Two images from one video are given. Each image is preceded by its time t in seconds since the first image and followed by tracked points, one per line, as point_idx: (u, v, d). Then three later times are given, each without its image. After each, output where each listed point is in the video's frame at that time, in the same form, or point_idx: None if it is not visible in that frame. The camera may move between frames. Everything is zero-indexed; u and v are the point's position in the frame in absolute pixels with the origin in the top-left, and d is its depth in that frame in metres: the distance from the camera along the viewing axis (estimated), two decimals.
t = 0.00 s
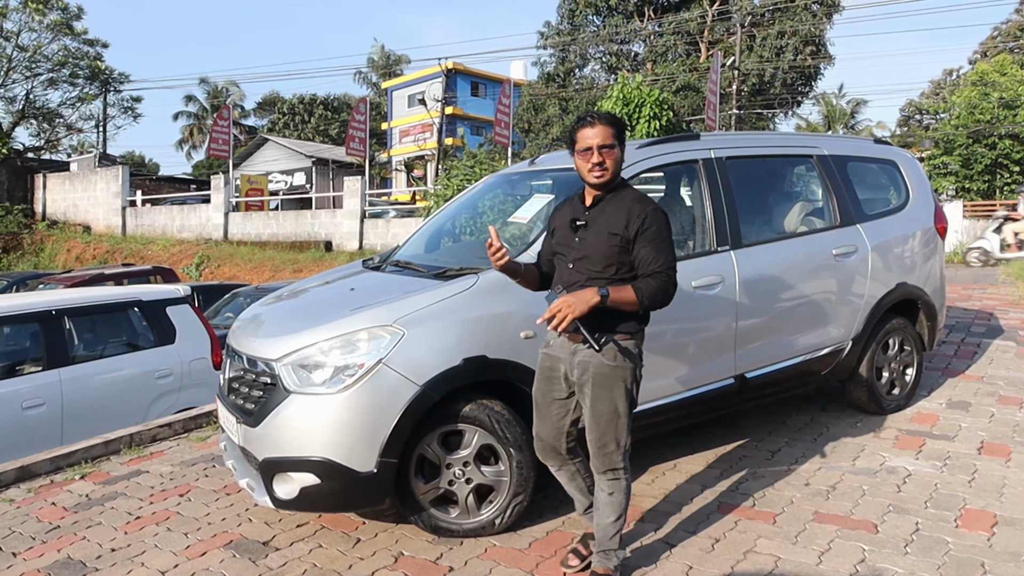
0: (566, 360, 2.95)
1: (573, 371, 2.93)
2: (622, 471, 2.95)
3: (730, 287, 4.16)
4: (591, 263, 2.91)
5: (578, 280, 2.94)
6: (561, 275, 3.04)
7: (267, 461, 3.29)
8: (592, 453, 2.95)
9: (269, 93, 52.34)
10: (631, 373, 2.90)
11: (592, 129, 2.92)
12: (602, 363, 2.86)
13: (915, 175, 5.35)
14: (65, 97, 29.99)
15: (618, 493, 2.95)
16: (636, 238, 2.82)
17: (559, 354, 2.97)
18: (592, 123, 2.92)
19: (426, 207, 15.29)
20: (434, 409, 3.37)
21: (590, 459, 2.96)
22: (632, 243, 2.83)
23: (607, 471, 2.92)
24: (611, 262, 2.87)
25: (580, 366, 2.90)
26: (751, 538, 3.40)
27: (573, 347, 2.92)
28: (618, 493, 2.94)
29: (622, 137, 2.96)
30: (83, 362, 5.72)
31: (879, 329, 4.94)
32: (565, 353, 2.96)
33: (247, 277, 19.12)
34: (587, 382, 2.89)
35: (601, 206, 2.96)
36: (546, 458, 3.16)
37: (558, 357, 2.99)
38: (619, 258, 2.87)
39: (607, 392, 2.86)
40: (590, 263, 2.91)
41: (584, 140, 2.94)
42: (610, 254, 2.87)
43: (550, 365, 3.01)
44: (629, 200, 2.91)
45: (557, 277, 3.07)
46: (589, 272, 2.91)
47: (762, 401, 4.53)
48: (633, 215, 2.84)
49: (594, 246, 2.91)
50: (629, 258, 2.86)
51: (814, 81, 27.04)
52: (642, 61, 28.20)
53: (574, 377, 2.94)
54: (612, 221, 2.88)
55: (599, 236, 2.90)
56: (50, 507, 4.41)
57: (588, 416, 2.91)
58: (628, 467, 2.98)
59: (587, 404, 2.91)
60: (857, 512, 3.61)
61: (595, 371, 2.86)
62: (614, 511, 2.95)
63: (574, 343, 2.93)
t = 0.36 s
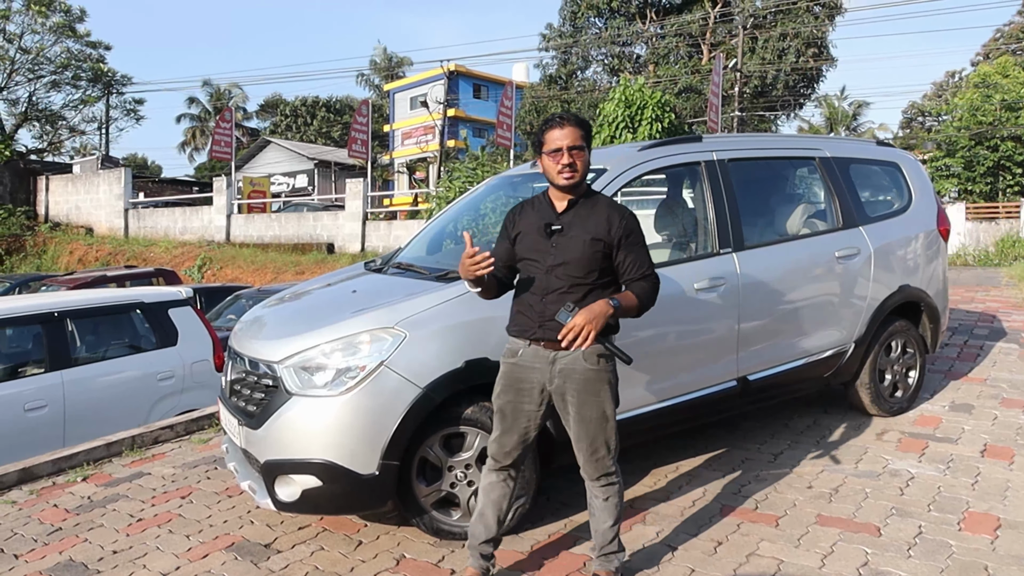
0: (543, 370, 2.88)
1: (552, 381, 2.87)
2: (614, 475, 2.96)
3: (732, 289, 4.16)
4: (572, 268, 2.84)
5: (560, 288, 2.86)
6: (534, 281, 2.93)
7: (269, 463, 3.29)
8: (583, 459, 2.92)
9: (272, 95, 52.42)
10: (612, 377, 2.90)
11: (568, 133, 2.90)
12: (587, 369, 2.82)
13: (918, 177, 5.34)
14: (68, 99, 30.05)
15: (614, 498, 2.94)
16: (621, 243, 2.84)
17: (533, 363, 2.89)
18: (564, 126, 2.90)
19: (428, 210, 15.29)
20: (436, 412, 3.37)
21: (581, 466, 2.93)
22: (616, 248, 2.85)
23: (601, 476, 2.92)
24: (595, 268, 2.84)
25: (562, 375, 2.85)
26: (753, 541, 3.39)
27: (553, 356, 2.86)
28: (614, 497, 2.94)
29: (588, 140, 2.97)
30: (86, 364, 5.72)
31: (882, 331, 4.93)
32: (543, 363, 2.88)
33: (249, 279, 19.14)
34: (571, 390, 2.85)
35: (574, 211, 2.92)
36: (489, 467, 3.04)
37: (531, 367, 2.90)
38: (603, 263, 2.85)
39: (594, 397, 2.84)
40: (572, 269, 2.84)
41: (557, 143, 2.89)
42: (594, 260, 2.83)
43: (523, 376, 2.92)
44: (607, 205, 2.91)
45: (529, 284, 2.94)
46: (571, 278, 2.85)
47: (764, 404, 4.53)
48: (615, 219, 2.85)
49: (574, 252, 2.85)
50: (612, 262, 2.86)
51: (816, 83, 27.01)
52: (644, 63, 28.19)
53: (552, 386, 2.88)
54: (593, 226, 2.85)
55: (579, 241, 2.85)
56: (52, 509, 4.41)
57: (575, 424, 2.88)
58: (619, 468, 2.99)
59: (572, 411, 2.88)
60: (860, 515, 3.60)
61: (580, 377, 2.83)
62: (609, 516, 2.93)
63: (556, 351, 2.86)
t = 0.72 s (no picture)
0: (509, 377, 2.89)
1: (521, 384, 2.89)
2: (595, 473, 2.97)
3: (751, 291, 4.14)
4: (532, 273, 2.88)
5: (523, 293, 2.88)
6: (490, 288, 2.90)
7: (289, 464, 3.31)
8: (560, 460, 2.94)
9: (288, 98, 52.74)
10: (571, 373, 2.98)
11: (522, 139, 2.91)
12: (554, 367, 2.90)
13: (938, 178, 5.29)
14: (87, 103, 30.37)
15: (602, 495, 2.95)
16: (573, 248, 2.96)
17: (497, 372, 2.89)
18: (516, 134, 2.91)
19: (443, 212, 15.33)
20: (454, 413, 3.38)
21: (559, 468, 2.94)
22: (570, 252, 2.96)
23: (584, 475, 2.92)
24: (551, 271, 2.91)
25: (532, 376, 2.89)
26: (773, 545, 3.37)
27: (518, 360, 2.88)
28: (601, 493, 2.95)
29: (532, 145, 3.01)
30: (106, 365, 5.78)
31: (903, 334, 4.89)
32: (509, 369, 2.89)
33: (266, 280, 19.27)
34: (541, 389, 2.90)
35: (525, 217, 2.94)
36: (463, 487, 2.98)
37: (494, 377, 2.90)
38: (559, 267, 2.94)
39: (562, 393, 2.90)
40: (532, 274, 2.88)
41: (511, 150, 2.90)
42: (552, 264, 2.91)
43: (487, 386, 2.90)
44: (556, 210, 2.99)
45: (484, 290, 2.90)
46: (532, 283, 2.88)
47: (783, 407, 4.50)
48: (566, 224, 2.96)
49: (533, 257, 2.88)
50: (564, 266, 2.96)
51: (833, 83, 26.78)
52: (659, 64, 28.10)
53: (520, 390, 2.91)
54: (549, 232, 2.92)
55: (537, 246, 2.89)
56: (74, 508, 4.46)
57: (548, 423, 2.91)
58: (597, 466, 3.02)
59: (543, 413, 2.91)
60: (881, 519, 3.57)
61: (548, 375, 2.89)
62: (604, 510, 2.94)
63: (521, 355, 2.89)
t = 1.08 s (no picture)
0: (514, 372, 2.92)
1: (525, 379, 2.93)
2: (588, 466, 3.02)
3: (781, 292, 4.10)
4: (525, 269, 2.92)
5: (518, 290, 2.91)
6: (487, 289, 2.93)
7: (318, 463, 3.34)
8: (564, 454, 2.97)
9: (316, 101, 53.23)
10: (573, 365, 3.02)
11: (498, 141, 2.95)
12: (558, 359, 2.93)
13: (973, 177, 5.20)
14: (121, 107, 30.90)
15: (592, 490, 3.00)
16: (561, 239, 3.02)
17: (502, 368, 2.92)
18: (494, 136, 2.95)
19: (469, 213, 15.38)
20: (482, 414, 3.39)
21: (562, 461, 2.97)
22: (558, 244, 3.01)
23: (582, 466, 2.97)
24: (543, 265, 2.96)
25: (538, 371, 2.92)
26: (804, 549, 3.34)
27: (523, 356, 2.92)
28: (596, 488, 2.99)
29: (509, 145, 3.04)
30: (140, 364, 5.88)
31: (937, 336, 4.81)
32: (514, 366, 2.92)
33: (294, 281, 19.47)
34: (547, 383, 2.93)
35: (510, 215, 2.98)
36: (480, 481, 3.01)
37: (500, 374, 2.92)
38: (550, 260, 2.99)
39: (565, 385, 2.94)
40: (524, 271, 2.92)
41: (490, 154, 2.94)
42: (543, 257, 2.96)
43: (494, 384, 2.93)
44: (539, 204, 3.04)
45: (482, 292, 2.94)
46: (526, 278, 2.92)
47: (816, 408, 4.45)
48: (552, 218, 3.01)
49: (523, 254, 2.92)
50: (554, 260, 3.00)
51: (864, 82, 26.37)
52: (685, 63, 27.94)
53: (526, 383, 2.94)
54: (535, 226, 2.96)
55: (525, 242, 2.93)
56: (109, 505, 4.54)
57: (554, 416, 2.95)
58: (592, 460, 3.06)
59: (549, 406, 2.95)
60: (915, 523, 3.51)
61: (552, 368, 2.92)
62: (583, 504, 2.99)
63: (525, 351, 2.92)
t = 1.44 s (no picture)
0: (527, 369, 2.92)
1: (538, 376, 2.93)
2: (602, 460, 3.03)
3: (796, 293, 4.07)
4: (530, 268, 2.93)
5: (525, 290, 2.91)
6: (494, 293, 2.93)
7: (331, 463, 3.35)
8: (579, 448, 2.98)
9: (330, 102, 53.50)
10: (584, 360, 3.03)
11: (490, 143, 2.95)
12: (570, 354, 2.95)
13: (991, 177, 5.15)
14: (138, 109, 31.17)
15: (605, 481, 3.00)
16: (559, 235, 3.04)
17: (515, 366, 2.92)
18: (485, 139, 2.95)
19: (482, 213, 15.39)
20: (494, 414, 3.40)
21: (577, 455, 2.98)
22: (557, 239, 3.03)
23: (596, 459, 2.99)
24: (545, 262, 2.97)
25: (551, 367, 2.92)
26: (818, 552, 3.31)
27: (535, 354, 2.92)
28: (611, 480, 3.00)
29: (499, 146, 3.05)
30: (155, 364, 5.92)
31: (954, 338, 4.76)
32: (527, 364, 2.92)
33: (308, 282, 19.57)
34: (561, 379, 2.94)
35: (508, 217, 2.99)
36: (494, 480, 3.00)
37: (512, 372, 2.92)
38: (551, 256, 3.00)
39: (579, 379, 2.95)
40: (528, 269, 2.92)
41: (484, 158, 2.94)
42: (545, 253, 2.96)
43: (508, 384, 2.93)
44: (533, 203, 3.05)
45: (490, 295, 2.93)
46: (531, 277, 2.93)
47: (830, 410, 4.42)
48: (547, 215, 3.02)
49: (525, 253, 2.92)
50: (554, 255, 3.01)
51: (880, 81, 26.12)
52: (700, 63, 27.87)
53: (539, 379, 2.94)
54: (533, 224, 2.98)
55: (526, 241, 2.94)
56: (125, 503, 4.58)
57: (568, 411, 2.96)
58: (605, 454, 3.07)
59: (562, 402, 2.96)
60: (931, 527, 3.48)
61: (565, 364, 2.93)
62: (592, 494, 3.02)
63: (538, 350, 2.92)
